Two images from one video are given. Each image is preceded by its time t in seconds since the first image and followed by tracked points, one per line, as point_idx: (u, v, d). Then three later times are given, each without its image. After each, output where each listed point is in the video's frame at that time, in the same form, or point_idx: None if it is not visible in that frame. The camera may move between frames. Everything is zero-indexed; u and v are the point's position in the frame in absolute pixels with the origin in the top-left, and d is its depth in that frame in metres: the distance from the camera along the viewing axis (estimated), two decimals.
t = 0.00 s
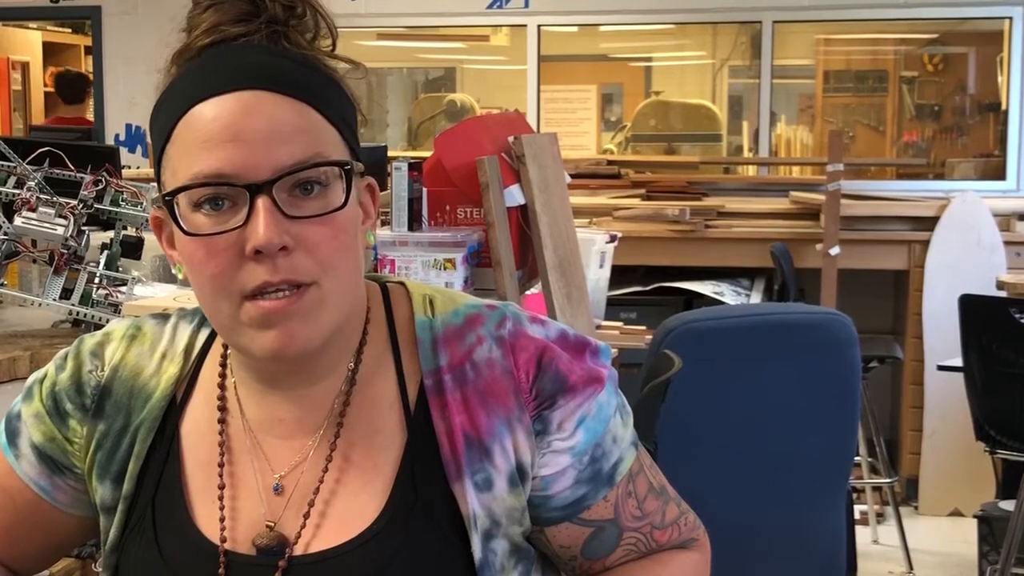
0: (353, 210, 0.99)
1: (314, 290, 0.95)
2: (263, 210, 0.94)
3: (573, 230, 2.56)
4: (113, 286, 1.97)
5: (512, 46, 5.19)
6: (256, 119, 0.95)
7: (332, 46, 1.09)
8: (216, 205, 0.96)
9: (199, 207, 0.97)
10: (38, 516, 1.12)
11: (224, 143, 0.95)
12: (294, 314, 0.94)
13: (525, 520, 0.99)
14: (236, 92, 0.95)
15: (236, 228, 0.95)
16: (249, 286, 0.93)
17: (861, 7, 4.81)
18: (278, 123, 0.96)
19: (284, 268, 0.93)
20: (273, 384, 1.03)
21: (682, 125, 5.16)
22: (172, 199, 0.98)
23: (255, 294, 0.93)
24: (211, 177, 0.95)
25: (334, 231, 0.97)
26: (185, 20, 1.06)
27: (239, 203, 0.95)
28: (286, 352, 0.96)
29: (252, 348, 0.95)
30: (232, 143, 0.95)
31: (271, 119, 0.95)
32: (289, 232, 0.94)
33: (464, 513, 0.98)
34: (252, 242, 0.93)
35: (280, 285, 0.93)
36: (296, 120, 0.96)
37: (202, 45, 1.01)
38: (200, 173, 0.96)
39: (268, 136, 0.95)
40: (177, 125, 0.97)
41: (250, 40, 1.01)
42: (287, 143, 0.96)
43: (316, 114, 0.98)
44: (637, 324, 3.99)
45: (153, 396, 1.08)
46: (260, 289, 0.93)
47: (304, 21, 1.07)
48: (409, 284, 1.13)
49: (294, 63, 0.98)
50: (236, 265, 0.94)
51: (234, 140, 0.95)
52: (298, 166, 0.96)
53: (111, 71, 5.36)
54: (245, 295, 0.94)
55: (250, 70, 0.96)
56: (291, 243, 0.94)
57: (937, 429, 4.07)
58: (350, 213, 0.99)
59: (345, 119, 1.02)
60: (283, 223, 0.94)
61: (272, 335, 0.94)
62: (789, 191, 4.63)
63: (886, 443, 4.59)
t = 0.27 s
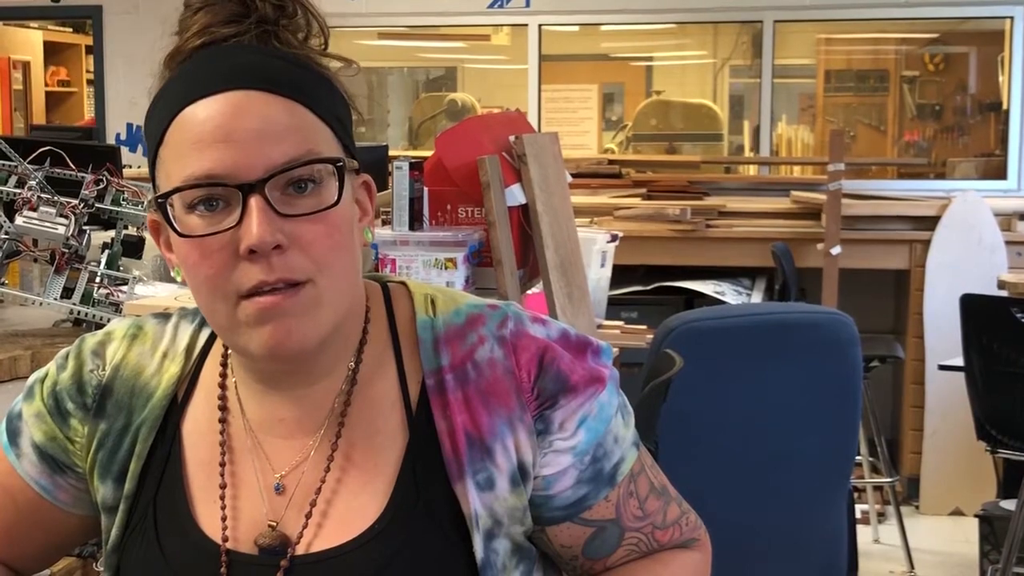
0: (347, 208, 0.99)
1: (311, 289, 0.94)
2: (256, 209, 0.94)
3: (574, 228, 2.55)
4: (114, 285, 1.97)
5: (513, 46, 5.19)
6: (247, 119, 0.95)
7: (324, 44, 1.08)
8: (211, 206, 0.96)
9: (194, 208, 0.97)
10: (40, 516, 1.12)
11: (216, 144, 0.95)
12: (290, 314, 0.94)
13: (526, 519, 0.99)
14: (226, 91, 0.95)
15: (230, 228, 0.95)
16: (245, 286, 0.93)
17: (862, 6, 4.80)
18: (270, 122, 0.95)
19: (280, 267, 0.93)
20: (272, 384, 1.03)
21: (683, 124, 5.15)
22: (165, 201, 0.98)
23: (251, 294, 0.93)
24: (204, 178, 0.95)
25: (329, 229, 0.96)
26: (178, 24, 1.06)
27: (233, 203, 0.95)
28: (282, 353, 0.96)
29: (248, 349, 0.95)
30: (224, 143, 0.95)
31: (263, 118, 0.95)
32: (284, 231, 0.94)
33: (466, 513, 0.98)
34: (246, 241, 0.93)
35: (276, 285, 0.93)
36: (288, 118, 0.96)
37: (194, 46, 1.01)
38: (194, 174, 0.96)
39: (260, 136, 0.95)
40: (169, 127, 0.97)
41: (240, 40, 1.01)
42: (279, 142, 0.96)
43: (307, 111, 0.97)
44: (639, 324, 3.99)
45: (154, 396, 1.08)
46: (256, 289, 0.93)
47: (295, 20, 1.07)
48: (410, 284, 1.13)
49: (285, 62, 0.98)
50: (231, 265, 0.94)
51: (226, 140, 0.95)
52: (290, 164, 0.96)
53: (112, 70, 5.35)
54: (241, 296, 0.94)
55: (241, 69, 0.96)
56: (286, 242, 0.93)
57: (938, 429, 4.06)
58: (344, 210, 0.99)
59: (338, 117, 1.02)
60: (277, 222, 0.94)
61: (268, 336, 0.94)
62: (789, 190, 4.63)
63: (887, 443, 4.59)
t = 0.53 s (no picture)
0: (349, 207, 0.99)
1: (312, 288, 0.94)
2: (258, 209, 0.94)
3: (574, 226, 2.54)
4: (114, 284, 1.96)
5: (513, 45, 5.18)
6: (249, 118, 0.94)
7: (328, 42, 1.07)
8: (212, 205, 0.96)
9: (195, 207, 0.96)
10: (40, 515, 1.12)
11: (218, 143, 0.95)
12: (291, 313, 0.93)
13: (528, 518, 0.99)
14: (228, 90, 0.95)
15: (231, 227, 0.94)
16: (246, 285, 0.93)
17: (862, 6, 4.80)
18: (272, 122, 0.95)
19: (281, 267, 0.93)
20: (273, 383, 1.03)
21: (683, 123, 5.15)
22: (167, 200, 0.98)
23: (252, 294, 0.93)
24: (205, 177, 0.95)
25: (331, 228, 0.96)
26: (183, 21, 1.06)
27: (234, 202, 0.95)
28: (283, 351, 0.95)
29: (249, 348, 0.95)
30: (226, 142, 0.95)
31: (265, 117, 0.95)
32: (285, 230, 0.94)
33: (467, 513, 0.97)
34: (248, 241, 0.93)
35: (277, 284, 0.93)
36: (290, 117, 0.96)
37: (197, 44, 1.01)
38: (195, 173, 0.96)
39: (262, 135, 0.95)
40: (171, 126, 0.97)
41: (243, 38, 1.01)
42: (281, 141, 0.96)
43: (309, 111, 0.97)
44: (639, 323, 3.99)
45: (154, 396, 1.07)
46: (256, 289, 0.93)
47: (300, 18, 1.06)
48: (412, 283, 1.13)
49: (288, 60, 0.98)
50: (232, 264, 0.94)
51: (227, 139, 0.95)
52: (293, 163, 0.96)
53: (112, 69, 5.35)
54: (242, 294, 0.93)
55: (243, 68, 0.96)
56: (287, 241, 0.93)
57: (938, 428, 4.06)
58: (347, 210, 0.99)
59: (340, 116, 1.01)
60: (279, 221, 0.94)
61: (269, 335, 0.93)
62: (790, 190, 4.62)
63: (887, 442, 4.59)
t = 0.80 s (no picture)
0: (344, 206, 0.98)
1: (307, 287, 0.94)
2: (252, 209, 0.94)
3: (574, 225, 2.54)
4: (114, 283, 1.95)
5: (513, 44, 5.19)
6: (242, 117, 0.94)
7: (322, 40, 1.07)
8: (206, 205, 0.96)
9: (189, 207, 0.96)
10: (40, 513, 1.11)
11: (211, 142, 0.95)
12: (286, 313, 0.93)
13: (528, 518, 0.99)
14: (221, 89, 0.95)
15: (226, 227, 0.94)
16: (240, 284, 0.93)
17: (862, 4, 4.80)
18: (264, 121, 0.95)
19: (275, 267, 0.92)
20: (271, 382, 1.03)
21: (683, 122, 5.15)
22: (161, 200, 0.98)
23: (246, 294, 0.93)
24: (199, 177, 0.95)
25: (325, 228, 0.96)
26: (176, 19, 1.06)
27: (228, 202, 0.95)
28: (279, 351, 0.95)
29: (244, 348, 0.95)
30: (218, 142, 0.95)
31: (258, 116, 0.95)
32: (279, 229, 0.93)
33: (467, 512, 0.97)
34: (241, 240, 0.93)
35: (270, 283, 0.92)
36: (284, 116, 0.96)
37: (190, 43, 1.01)
38: (188, 173, 0.95)
39: (255, 134, 0.95)
40: (164, 126, 0.97)
41: (236, 36, 1.00)
42: (275, 140, 0.96)
43: (303, 109, 0.97)
44: (639, 322, 3.98)
45: (154, 394, 1.07)
46: (251, 288, 0.92)
47: (293, 15, 1.06)
48: (411, 280, 1.13)
49: (281, 58, 0.98)
50: (227, 263, 0.93)
51: (220, 139, 0.95)
52: (286, 162, 0.96)
53: (112, 68, 5.35)
54: (236, 293, 0.93)
55: (235, 66, 0.95)
56: (281, 241, 0.93)
57: (939, 427, 4.06)
58: (341, 208, 0.98)
59: (335, 114, 1.01)
60: (272, 221, 0.93)
61: (264, 335, 0.93)
62: (790, 189, 4.62)
63: (887, 441, 4.59)
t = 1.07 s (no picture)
0: (345, 208, 0.98)
1: (305, 289, 0.94)
2: (252, 208, 0.94)
3: (574, 224, 2.54)
4: (114, 282, 1.96)
5: (513, 43, 5.19)
6: (245, 117, 0.94)
7: (328, 40, 1.07)
8: (206, 204, 0.96)
9: (188, 206, 0.96)
10: (38, 513, 1.11)
11: (214, 141, 0.95)
12: (285, 315, 0.93)
13: (526, 519, 0.99)
14: (224, 88, 0.95)
15: (226, 227, 0.94)
16: (239, 285, 0.93)
17: (862, 3, 4.80)
18: (267, 120, 0.95)
19: (274, 267, 0.92)
20: (270, 383, 1.02)
21: (682, 121, 5.15)
22: (161, 198, 0.98)
23: (246, 296, 0.93)
24: (199, 175, 0.95)
25: (325, 229, 0.96)
26: (182, 16, 1.06)
27: (229, 201, 0.95)
28: (278, 351, 0.95)
29: (243, 348, 0.95)
30: (221, 140, 0.95)
31: (261, 116, 0.95)
32: (279, 231, 0.93)
33: (465, 514, 0.97)
34: (241, 241, 0.93)
35: (270, 284, 0.92)
36: (285, 116, 0.96)
37: (196, 40, 1.01)
38: (190, 171, 0.95)
39: (258, 133, 0.95)
40: (166, 123, 0.97)
41: (240, 35, 1.00)
42: (276, 140, 0.95)
43: (305, 109, 0.97)
44: (639, 321, 3.99)
45: (153, 394, 1.07)
46: (250, 289, 0.93)
47: (299, 14, 1.06)
48: (410, 280, 1.13)
49: (286, 58, 0.98)
50: (226, 263, 0.93)
51: (223, 138, 0.95)
52: (289, 162, 0.96)
53: (112, 66, 5.35)
54: (235, 294, 0.93)
55: (239, 65, 0.95)
56: (280, 242, 0.93)
57: (938, 427, 4.07)
58: (342, 210, 0.98)
59: (339, 115, 1.01)
60: (272, 221, 0.94)
61: (264, 337, 0.93)
62: (790, 188, 4.62)
63: (887, 440, 4.59)
